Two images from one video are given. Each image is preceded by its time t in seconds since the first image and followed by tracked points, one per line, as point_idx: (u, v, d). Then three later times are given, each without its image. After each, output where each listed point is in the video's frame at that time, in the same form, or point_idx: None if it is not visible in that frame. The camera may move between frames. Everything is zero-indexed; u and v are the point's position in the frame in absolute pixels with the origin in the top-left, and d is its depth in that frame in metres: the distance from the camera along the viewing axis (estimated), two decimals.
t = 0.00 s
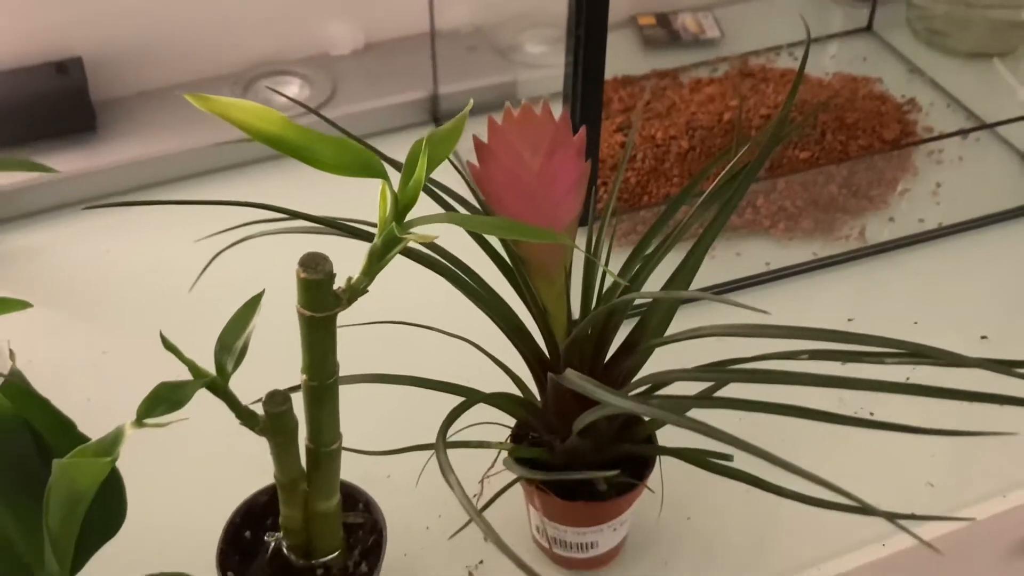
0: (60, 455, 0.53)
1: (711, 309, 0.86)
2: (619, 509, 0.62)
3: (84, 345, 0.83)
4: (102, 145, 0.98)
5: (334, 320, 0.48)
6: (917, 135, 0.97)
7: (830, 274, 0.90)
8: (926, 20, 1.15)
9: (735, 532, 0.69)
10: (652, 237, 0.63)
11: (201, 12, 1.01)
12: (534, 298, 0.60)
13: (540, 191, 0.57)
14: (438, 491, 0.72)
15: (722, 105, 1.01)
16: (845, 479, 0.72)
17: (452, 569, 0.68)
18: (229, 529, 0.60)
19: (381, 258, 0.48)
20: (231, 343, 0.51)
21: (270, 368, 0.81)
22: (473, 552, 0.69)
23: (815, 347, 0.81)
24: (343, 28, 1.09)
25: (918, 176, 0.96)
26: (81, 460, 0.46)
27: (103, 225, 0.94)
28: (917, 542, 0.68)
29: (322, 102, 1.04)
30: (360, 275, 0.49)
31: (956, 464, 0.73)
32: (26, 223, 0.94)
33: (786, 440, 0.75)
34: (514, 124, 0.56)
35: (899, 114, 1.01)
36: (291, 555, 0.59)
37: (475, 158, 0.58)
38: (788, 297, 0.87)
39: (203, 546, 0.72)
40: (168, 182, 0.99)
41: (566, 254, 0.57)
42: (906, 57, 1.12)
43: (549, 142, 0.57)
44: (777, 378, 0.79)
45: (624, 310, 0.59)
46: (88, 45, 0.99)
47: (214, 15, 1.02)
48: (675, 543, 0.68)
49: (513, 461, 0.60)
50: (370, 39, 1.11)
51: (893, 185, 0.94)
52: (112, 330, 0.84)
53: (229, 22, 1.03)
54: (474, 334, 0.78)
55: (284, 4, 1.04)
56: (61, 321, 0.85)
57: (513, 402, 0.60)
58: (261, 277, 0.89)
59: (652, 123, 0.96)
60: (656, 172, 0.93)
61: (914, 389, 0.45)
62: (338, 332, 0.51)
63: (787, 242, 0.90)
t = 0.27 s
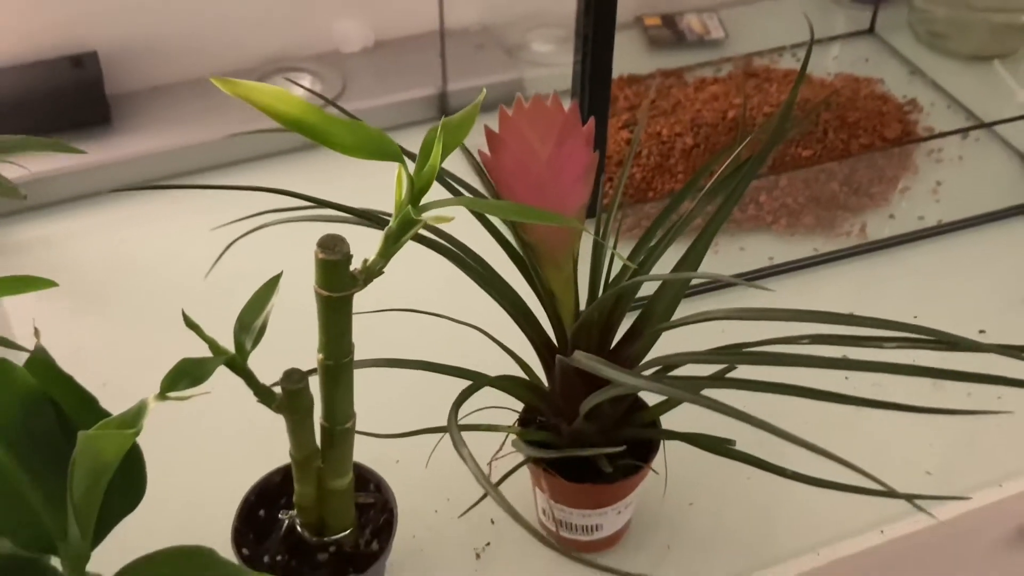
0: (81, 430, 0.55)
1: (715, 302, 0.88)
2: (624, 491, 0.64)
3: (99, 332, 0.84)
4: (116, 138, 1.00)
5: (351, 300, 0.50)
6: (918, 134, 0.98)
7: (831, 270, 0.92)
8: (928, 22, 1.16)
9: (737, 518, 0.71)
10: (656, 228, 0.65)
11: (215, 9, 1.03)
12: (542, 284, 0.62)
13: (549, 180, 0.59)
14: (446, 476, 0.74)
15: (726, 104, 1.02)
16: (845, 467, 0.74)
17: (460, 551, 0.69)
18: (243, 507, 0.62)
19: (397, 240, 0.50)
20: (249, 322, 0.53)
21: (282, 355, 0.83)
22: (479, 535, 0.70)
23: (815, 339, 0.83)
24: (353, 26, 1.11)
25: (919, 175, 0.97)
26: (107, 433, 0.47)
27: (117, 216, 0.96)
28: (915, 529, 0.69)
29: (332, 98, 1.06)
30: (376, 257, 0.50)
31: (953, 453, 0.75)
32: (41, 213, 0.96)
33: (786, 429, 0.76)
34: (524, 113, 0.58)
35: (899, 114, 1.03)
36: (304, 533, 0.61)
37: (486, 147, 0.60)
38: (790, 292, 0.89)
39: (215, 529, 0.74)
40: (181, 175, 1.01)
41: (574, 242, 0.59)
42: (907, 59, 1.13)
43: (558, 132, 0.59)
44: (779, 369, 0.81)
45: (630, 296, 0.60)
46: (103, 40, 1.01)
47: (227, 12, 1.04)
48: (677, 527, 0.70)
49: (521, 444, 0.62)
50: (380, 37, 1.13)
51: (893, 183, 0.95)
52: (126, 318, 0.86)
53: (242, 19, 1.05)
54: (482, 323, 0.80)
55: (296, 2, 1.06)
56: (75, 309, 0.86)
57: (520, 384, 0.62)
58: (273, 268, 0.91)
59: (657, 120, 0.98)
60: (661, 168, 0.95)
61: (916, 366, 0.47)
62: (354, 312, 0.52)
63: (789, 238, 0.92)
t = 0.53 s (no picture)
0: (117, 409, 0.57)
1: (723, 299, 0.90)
2: (636, 477, 0.66)
3: (124, 322, 0.87)
4: (140, 136, 1.02)
5: (378, 285, 0.52)
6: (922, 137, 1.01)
7: (836, 269, 0.94)
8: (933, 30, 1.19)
9: (744, 506, 0.73)
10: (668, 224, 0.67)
11: (237, 11, 1.06)
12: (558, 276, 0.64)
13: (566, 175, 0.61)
14: (462, 462, 0.76)
15: (736, 107, 1.05)
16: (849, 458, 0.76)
17: (476, 535, 0.71)
18: (268, 488, 0.64)
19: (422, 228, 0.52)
20: (279, 307, 0.55)
21: (302, 346, 0.85)
22: (494, 520, 0.72)
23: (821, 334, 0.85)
24: (371, 29, 1.13)
25: (923, 178, 1.00)
26: (147, 408, 0.49)
27: (140, 211, 0.99)
28: (917, 518, 0.71)
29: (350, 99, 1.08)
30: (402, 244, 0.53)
31: (955, 445, 0.77)
32: (67, 208, 0.99)
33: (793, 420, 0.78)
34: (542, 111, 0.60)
35: (905, 119, 1.05)
36: (327, 513, 0.63)
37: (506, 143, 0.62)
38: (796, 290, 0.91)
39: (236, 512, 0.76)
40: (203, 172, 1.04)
41: (588, 234, 0.61)
42: (913, 66, 1.16)
43: (575, 128, 0.61)
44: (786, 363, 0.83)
45: (643, 288, 0.63)
46: (128, 40, 1.04)
47: (249, 14, 1.07)
48: (686, 513, 0.72)
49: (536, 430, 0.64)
50: (396, 40, 1.15)
51: (899, 185, 0.98)
52: (150, 309, 0.88)
53: (263, 21, 1.08)
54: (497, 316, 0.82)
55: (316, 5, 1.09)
56: (101, 299, 0.89)
57: (536, 371, 0.64)
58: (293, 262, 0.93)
59: (668, 122, 1.00)
60: (671, 169, 0.97)
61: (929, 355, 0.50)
62: (380, 298, 0.55)
63: (796, 238, 0.94)
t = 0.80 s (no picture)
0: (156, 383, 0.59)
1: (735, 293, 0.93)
2: (650, 458, 0.68)
3: (154, 310, 0.90)
4: (168, 132, 1.05)
5: (408, 265, 0.55)
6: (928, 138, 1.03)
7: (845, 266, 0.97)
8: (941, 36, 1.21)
9: (754, 490, 0.75)
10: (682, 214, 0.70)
11: (262, 13, 1.09)
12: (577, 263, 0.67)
13: (585, 166, 0.64)
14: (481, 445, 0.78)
15: (748, 108, 1.07)
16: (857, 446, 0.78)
17: (495, 516, 0.74)
18: (297, 464, 0.66)
19: (450, 212, 0.55)
20: (313, 286, 0.58)
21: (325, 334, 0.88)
22: (512, 501, 0.75)
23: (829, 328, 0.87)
24: (391, 31, 1.16)
25: (930, 178, 1.02)
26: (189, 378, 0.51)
27: (167, 204, 1.02)
28: (922, 503, 0.74)
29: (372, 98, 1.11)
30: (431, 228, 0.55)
31: (960, 434, 0.79)
32: (98, 201, 1.02)
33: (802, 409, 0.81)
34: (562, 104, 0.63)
35: (912, 122, 1.07)
36: (354, 488, 0.66)
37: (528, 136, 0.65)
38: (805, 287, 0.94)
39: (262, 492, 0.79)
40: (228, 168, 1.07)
41: (605, 222, 0.64)
42: (921, 71, 1.18)
43: (595, 122, 0.64)
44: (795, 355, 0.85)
45: (659, 274, 0.65)
46: (157, 39, 1.07)
47: (274, 15, 1.10)
48: (698, 496, 0.75)
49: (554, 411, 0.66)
50: (416, 42, 1.18)
51: (905, 185, 1.00)
52: (180, 298, 0.91)
53: (287, 22, 1.11)
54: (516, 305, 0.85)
55: (339, 7, 1.12)
56: (131, 288, 0.92)
57: (555, 355, 0.67)
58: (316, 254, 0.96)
59: (681, 122, 1.03)
60: (684, 167, 0.99)
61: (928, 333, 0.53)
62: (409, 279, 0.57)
63: (806, 235, 0.97)
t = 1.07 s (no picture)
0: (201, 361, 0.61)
1: (752, 288, 0.95)
2: (671, 441, 0.71)
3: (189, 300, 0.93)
4: (200, 130, 1.09)
5: (444, 248, 0.57)
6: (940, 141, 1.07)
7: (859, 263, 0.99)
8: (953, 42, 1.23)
9: (770, 475, 0.77)
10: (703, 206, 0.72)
11: (292, 14, 1.12)
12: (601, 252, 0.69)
13: (611, 158, 0.66)
14: (506, 430, 0.81)
15: (765, 109, 1.10)
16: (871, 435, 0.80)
17: (519, 497, 0.76)
18: (331, 443, 0.69)
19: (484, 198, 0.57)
20: (351, 269, 0.61)
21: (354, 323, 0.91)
22: (536, 483, 0.77)
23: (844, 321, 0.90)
24: (416, 33, 1.19)
25: (941, 179, 1.07)
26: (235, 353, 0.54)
27: (200, 200, 1.05)
28: (934, 490, 0.76)
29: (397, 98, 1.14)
30: (466, 213, 0.58)
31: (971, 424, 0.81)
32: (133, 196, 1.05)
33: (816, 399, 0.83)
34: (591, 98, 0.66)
35: (925, 124, 1.10)
36: (386, 466, 0.68)
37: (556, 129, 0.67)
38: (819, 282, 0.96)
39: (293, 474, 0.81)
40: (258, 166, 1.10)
41: (629, 212, 0.67)
42: (934, 75, 1.20)
43: (620, 115, 0.66)
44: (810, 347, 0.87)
45: (682, 263, 0.68)
46: (190, 39, 1.10)
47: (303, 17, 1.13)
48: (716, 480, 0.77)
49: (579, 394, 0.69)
50: (440, 45, 1.21)
51: (919, 185, 1.05)
52: (213, 288, 0.94)
53: (316, 24, 1.14)
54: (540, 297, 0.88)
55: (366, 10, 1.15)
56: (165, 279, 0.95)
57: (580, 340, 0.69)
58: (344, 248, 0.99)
59: (701, 123, 1.06)
60: (703, 166, 1.02)
61: (939, 315, 0.56)
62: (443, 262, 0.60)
63: (821, 232, 0.99)
